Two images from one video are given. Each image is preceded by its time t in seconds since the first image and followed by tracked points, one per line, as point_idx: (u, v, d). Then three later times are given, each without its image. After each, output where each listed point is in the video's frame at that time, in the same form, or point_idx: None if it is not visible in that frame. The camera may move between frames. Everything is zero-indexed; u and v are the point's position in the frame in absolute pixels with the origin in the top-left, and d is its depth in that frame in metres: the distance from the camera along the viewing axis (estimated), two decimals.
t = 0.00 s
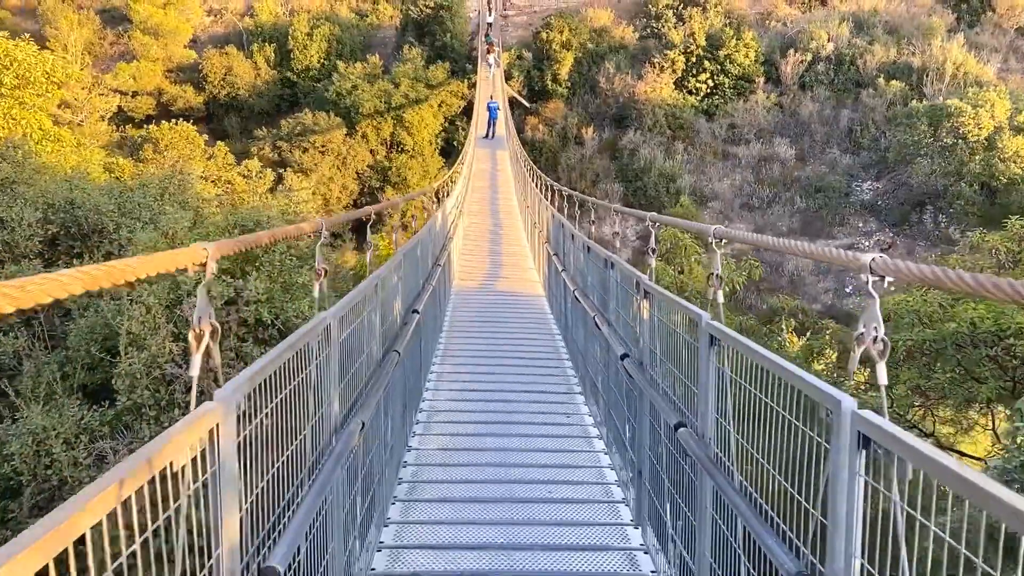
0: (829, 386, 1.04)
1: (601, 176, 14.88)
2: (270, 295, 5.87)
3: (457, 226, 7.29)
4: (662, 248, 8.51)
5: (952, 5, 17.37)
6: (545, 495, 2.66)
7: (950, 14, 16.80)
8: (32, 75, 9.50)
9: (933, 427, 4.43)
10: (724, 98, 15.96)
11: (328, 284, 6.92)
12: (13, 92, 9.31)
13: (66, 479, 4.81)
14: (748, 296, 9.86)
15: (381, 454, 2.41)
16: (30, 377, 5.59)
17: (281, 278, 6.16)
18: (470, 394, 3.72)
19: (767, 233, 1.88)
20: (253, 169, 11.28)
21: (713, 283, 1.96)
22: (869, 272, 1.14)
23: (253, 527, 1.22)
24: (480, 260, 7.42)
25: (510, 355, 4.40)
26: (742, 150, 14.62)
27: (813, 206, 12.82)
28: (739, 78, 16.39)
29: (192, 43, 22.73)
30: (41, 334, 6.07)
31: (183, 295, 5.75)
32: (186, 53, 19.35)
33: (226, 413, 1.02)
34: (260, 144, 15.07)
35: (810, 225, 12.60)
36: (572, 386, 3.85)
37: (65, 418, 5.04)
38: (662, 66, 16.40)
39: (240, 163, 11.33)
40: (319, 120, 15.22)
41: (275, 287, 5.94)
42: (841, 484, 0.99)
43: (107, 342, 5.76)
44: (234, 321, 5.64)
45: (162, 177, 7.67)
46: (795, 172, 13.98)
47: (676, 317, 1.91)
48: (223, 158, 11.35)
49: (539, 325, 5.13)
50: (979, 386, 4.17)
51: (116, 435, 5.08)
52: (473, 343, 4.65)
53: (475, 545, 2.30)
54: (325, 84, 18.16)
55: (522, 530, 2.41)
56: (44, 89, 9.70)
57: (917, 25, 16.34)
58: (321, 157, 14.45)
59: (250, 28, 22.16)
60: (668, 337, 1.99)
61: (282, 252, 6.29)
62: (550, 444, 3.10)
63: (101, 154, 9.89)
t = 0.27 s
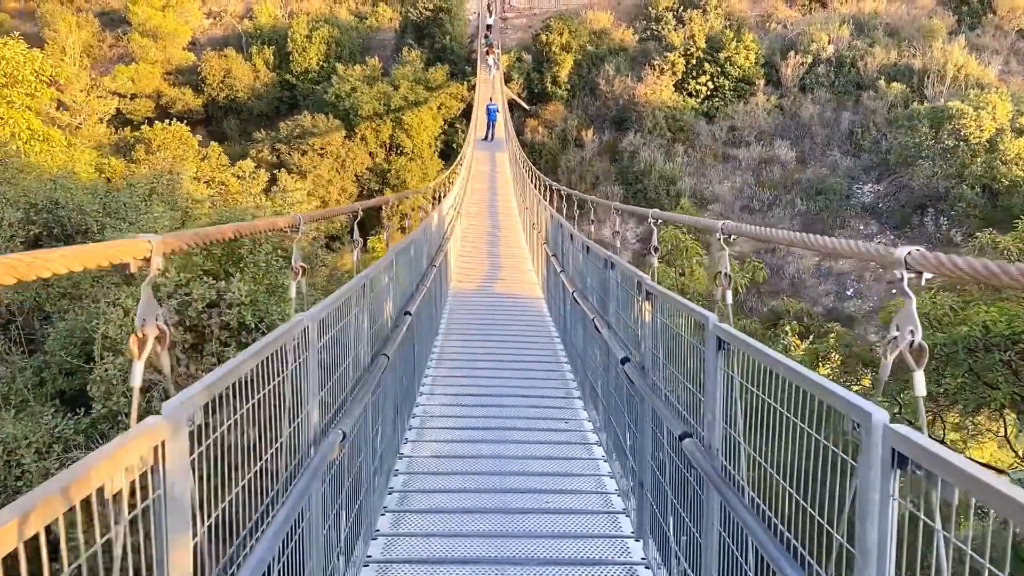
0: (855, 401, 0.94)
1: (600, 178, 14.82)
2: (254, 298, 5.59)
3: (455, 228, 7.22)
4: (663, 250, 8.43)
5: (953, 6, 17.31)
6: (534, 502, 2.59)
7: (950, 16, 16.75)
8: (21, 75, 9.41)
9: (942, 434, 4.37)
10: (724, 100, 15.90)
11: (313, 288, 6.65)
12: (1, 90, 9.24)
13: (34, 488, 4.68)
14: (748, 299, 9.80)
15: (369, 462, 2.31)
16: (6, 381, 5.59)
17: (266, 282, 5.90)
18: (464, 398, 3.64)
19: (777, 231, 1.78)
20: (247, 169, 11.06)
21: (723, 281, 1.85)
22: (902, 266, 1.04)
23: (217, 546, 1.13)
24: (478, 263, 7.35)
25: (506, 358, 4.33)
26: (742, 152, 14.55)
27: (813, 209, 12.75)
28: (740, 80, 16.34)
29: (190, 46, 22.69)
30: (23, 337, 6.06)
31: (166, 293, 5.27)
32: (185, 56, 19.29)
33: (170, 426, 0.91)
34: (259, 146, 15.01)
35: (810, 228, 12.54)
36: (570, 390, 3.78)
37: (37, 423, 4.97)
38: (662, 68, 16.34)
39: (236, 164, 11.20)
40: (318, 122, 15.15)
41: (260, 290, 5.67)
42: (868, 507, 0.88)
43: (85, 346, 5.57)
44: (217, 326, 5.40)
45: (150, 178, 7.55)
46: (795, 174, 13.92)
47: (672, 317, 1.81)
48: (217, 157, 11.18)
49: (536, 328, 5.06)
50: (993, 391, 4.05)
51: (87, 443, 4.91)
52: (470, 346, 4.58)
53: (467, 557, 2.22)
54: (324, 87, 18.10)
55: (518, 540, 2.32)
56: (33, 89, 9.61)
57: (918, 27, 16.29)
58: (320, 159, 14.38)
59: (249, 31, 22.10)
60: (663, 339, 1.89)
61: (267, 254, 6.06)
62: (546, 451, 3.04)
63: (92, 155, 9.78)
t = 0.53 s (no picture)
0: (877, 421, 0.84)
1: (600, 181, 14.77)
2: (237, 303, 5.50)
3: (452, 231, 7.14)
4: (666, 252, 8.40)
5: (954, 8, 17.26)
6: (528, 517, 2.52)
7: (950, 17, 16.70)
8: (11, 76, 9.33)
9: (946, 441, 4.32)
10: (725, 103, 15.85)
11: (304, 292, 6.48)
12: None
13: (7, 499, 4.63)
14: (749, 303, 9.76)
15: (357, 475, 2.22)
16: None
17: (251, 285, 5.76)
18: (459, 406, 3.57)
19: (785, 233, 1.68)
20: (240, 170, 10.92)
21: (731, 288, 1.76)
22: (939, 279, 0.95)
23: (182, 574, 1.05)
24: (477, 266, 7.29)
25: (503, 365, 4.25)
26: (743, 155, 14.50)
27: (814, 211, 12.69)
28: (740, 82, 16.29)
29: (189, 48, 22.63)
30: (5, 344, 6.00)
31: (144, 300, 5.29)
32: (184, 58, 19.24)
33: (113, 454, 0.81)
34: (258, 148, 14.95)
35: (811, 230, 12.50)
36: (568, 398, 3.70)
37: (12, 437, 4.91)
38: (662, 70, 16.30)
39: (230, 165, 11.05)
40: (317, 124, 15.09)
41: (243, 294, 5.58)
42: (899, 545, 0.77)
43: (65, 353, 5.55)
44: (198, 331, 5.30)
45: (140, 181, 7.45)
46: (796, 176, 13.88)
47: (672, 324, 1.72)
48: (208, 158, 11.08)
49: (533, 332, 4.99)
50: (1004, 399, 3.98)
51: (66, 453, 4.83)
52: (467, 352, 4.50)
53: None
54: (323, 89, 18.06)
55: (515, 558, 2.24)
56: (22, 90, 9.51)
57: (918, 29, 16.25)
58: (318, 161, 14.31)
59: (247, 33, 22.06)
60: (661, 348, 1.80)
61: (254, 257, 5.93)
62: (541, 463, 2.96)
63: (84, 157, 9.69)
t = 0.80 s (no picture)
0: (927, 444, 0.76)
1: (601, 182, 14.71)
2: (228, 308, 5.24)
3: (452, 234, 7.08)
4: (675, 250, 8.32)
5: (955, 9, 17.19)
6: (530, 531, 2.45)
7: (951, 19, 16.66)
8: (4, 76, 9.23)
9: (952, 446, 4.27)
10: (725, 104, 15.81)
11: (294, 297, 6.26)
12: None
13: None
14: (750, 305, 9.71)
15: (356, 488, 2.15)
16: None
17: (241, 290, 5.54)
18: (459, 413, 3.50)
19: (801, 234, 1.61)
20: (237, 171, 10.81)
21: (751, 294, 1.68)
22: (1008, 288, 0.79)
23: None
24: (477, 269, 7.23)
25: (503, 370, 4.19)
26: (743, 156, 14.45)
27: (815, 213, 12.64)
28: (740, 84, 16.24)
29: (188, 50, 22.62)
30: None
31: (130, 305, 4.95)
32: (183, 59, 19.21)
33: (61, 486, 0.71)
34: (257, 150, 14.89)
35: (812, 232, 12.45)
36: (571, 405, 3.64)
37: None
38: (662, 72, 16.25)
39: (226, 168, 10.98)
40: (316, 126, 15.04)
41: (234, 300, 5.32)
42: None
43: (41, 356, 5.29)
44: (186, 338, 4.98)
45: (132, 184, 7.34)
46: (797, 178, 13.82)
47: (681, 330, 1.65)
48: (205, 157, 10.96)
49: (534, 337, 4.94)
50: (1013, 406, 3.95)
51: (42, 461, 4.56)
52: (467, 357, 4.45)
53: None
54: (322, 91, 18.02)
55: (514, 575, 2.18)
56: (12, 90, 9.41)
57: (919, 30, 16.20)
58: (318, 163, 14.25)
59: (247, 34, 22.03)
60: (671, 356, 1.73)
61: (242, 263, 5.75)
62: (543, 472, 2.90)
63: (79, 158, 9.60)
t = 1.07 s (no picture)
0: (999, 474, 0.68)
1: (602, 184, 14.66)
2: (224, 311, 4.89)
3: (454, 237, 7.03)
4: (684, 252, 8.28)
5: (957, 10, 17.15)
6: (539, 546, 2.38)
7: (953, 20, 16.61)
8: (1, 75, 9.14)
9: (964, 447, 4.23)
10: (726, 106, 15.76)
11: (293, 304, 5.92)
12: None
13: None
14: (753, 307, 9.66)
15: (358, 502, 2.08)
16: None
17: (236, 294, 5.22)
18: (462, 421, 3.42)
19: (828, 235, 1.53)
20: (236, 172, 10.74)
21: (780, 301, 1.59)
22: None
23: None
24: (479, 271, 7.18)
25: (507, 375, 4.11)
26: (745, 158, 14.40)
27: (817, 214, 12.60)
28: (742, 85, 16.18)
29: (188, 51, 22.60)
30: None
31: (120, 308, 4.64)
32: (183, 60, 19.16)
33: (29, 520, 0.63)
34: (257, 151, 14.84)
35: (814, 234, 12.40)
36: (577, 411, 3.57)
37: None
38: (664, 73, 16.20)
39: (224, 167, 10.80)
40: (316, 127, 14.98)
41: (229, 304, 4.97)
42: None
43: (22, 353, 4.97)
44: (179, 343, 4.60)
45: (125, 185, 7.22)
46: (799, 179, 13.77)
47: (700, 339, 1.57)
48: (204, 158, 10.87)
49: (538, 340, 4.86)
50: None
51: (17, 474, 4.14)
52: (470, 361, 4.37)
53: None
54: (322, 92, 17.98)
55: None
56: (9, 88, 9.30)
57: (921, 31, 16.16)
58: (318, 164, 14.19)
59: (246, 36, 21.97)
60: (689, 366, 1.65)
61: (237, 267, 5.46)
62: (550, 484, 2.83)
63: (74, 158, 9.49)
